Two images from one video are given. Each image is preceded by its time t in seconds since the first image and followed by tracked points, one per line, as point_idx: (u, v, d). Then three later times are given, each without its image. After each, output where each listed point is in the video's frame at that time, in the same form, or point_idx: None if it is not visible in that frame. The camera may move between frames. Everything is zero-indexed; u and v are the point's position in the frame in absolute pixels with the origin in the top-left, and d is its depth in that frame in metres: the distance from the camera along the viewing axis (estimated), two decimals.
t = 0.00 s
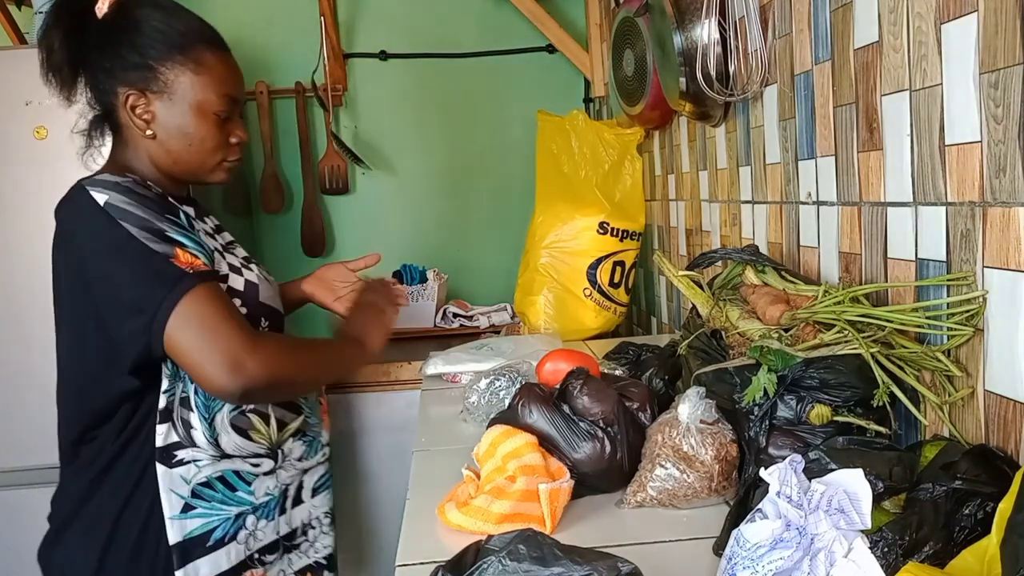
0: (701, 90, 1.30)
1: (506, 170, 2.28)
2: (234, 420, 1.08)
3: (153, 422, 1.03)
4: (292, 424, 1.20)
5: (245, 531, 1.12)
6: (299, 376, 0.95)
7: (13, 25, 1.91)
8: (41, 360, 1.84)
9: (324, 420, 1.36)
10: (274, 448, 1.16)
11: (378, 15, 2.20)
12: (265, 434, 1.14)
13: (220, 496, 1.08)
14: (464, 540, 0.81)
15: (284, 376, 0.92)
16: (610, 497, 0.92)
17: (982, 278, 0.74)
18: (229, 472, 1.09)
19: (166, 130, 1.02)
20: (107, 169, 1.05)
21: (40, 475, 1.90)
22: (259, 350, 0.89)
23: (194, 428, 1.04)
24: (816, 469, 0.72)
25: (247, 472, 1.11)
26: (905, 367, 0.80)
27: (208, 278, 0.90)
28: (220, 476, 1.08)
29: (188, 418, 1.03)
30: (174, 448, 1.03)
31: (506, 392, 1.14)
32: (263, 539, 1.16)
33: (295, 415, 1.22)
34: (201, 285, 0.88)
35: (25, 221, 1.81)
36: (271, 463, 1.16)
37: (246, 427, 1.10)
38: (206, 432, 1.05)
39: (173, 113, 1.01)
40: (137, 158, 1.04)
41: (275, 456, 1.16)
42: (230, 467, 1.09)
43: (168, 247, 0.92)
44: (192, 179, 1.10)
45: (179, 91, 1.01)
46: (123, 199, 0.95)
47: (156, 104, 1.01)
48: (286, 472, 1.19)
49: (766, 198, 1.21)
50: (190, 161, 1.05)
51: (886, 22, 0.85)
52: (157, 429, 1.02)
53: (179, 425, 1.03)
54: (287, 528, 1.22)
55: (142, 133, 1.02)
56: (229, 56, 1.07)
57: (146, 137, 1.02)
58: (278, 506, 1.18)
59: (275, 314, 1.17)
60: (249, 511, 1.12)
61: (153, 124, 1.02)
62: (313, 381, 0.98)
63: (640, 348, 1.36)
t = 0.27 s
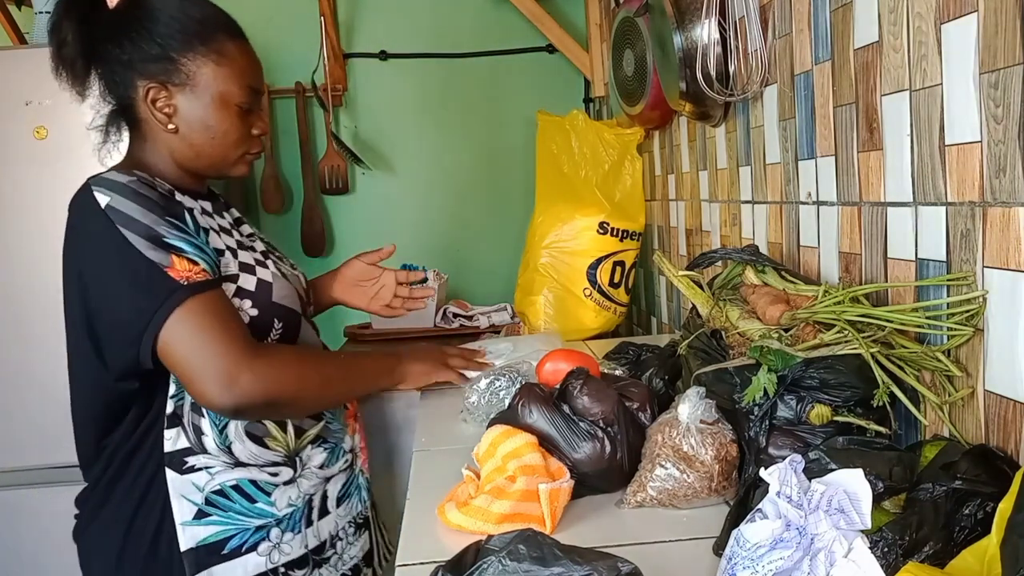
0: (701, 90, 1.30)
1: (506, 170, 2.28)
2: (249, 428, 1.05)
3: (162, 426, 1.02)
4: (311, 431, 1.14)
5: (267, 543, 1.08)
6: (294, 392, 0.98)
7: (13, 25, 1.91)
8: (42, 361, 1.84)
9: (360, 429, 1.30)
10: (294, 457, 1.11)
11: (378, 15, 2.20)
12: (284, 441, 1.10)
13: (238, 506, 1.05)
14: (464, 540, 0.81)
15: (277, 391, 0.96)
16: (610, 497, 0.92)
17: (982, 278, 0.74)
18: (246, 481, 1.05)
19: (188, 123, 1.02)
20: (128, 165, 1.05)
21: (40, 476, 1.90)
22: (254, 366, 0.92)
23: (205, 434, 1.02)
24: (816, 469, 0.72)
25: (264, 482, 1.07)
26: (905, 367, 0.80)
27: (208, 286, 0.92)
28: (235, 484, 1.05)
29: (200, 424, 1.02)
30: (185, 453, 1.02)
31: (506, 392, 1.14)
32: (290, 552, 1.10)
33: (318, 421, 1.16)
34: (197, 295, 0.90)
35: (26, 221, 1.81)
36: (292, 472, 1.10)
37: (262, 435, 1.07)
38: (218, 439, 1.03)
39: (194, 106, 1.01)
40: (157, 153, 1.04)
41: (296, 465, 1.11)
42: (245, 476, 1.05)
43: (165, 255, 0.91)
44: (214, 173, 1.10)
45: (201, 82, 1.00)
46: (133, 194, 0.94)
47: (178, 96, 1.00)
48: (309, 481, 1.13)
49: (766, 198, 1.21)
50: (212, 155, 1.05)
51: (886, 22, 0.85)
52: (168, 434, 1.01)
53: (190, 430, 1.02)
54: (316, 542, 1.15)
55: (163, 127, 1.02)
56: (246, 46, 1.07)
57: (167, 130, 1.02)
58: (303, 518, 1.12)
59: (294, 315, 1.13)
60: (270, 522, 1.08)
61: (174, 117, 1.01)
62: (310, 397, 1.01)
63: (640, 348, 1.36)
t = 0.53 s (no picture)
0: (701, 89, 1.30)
1: (506, 170, 2.28)
2: (269, 427, 1.02)
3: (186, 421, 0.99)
4: (333, 431, 1.10)
5: (285, 543, 1.05)
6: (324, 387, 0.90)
7: (13, 25, 1.91)
8: (42, 361, 1.85)
9: (389, 429, 1.25)
10: (314, 458, 1.07)
11: (378, 15, 2.20)
12: (305, 442, 1.06)
13: (257, 504, 1.02)
14: (465, 540, 0.81)
15: (302, 387, 0.89)
16: (610, 497, 0.92)
17: (982, 278, 0.74)
18: (265, 480, 1.02)
19: (228, 123, 0.98)
20: (163, 168, 1.01)
21: (40, 476, 1.90)
22: (263, 364, 0.86)
23: (226, 431, 0.99)
24: (816, 469, 0.72)
25: (283, 481, 1.03)
26: (905, 367, 0.80)
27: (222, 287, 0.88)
28: (254, 482, 1.01)
29: (221, 421, 0.99)
30: (207, 449, 0.99)
31: (506, 392, 1.14)
32: (308, 552, 1.07)
33: (341, 420, 1.12)
34: (205, 295, 0.87)
35: (26, 221, 1.81)
36: (311, 473, 1.06)
37: (283, 435, 1.03)
38: (239, 436, 1.00)
39: (234, 106, 0.98)
40: (195, 155, 1.00)
41: (316, 466, 1.07)
42: (265, 474, 1.02)
43: (182, 256, 0.88)
44: (249, 172, 1.07)
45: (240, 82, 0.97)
46: (155, 191, 0.92)
47: (218, 97, 0.97)
48: (330, 482, 1.09)
49: (766, 198, 1.21)
50: (251, 154, 1.02)
51: (886, 22, 0.85)
52: (191, 430, 0.99)
53: (213, 426, 0.99)
54: (334, 544, 1.11)
55: (202, 127, 0.98)
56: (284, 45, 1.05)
57: (205, 130, 0.99)
58: (322, 519, 1.08)
59: (321, 313, 1.08)
60: (288, 523, 1.04)
61: (213, 118, 0.98)
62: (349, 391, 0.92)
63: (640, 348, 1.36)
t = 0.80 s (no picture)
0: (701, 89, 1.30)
1: (506, 169, 2.28)
2: (288, 411, 1.04)
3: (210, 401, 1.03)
4: (352, 422, 1.10)
5: (300, 520, 1.07)
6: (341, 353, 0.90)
7: (13, 24, 1.91)
8: (42, 361, 1.85)
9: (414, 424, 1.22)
10: (333, 445, 1.08)
11: (378, 15, 2.20)
12: (324, 429, 1.07)
13: (275, 481, 1.05)
14: (465, 540, 0.81)
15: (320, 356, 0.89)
16: (610, 497, 0.92)
17: (982, 278, 0.74)
18: (282, 461, 1.05)
19: (265, 121, 1.02)
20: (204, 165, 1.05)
21: (40, 475, 1.90)
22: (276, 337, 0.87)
23: (247, 412, 1.02)
24: (816, 469, 0.72)
25: (300, 463, 1.06)
26: (905, 367, 0.80)
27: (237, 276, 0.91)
28: (273, 462, 1.04)
29: (243, 402, 1.02)
30: (229, 428, 1.03)
31: (506, 392, 1.14)
32: (323, 532, 1.09)
33: (361, 411, 1.12)
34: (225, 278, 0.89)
35: (27, 221, 1.81)
36: (329, 458, 1.08)
37: (301, 420, 1.05)
38: (259, 418, 1.03)
39: (270, 104, 1.02)
40: (234, 151, 1.04)
41: (334, 453, 1.08)
42: (282, 456, 1.05)
43: (207, 245, 0.91)
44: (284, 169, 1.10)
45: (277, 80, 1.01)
46: (187, 182, 0.95)
47: (256, 95, 1.01)
48: (348, 469, 1.10)
49: (766, 198, 1.21)
50: (286, 150, 1.05)
51: (886, 22, 0.85)
52: (214, 409, 1.02)
53: (236, 407, 1.02)
54: (351, 529, 1.11)
55: (240, 125, 1.02)
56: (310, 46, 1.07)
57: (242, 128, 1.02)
58: (339, 503, 1.10)
59: (343, 303, 1.09)
60: (303, 501, 1.07)
61: (251, 115, 1.02)
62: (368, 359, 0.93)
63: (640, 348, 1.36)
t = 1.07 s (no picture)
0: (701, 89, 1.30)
1: (506, 169, 2.28)
2: (284, 408, 1.09)
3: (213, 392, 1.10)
4: (348, 423, 1.14)
5: (288, 515, 1.11)
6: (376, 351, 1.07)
7: (13, 24, 1.91)
8: (42, 362, 1.85)
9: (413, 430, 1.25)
10: (325, 444, 1.13)
11: (378, 15, 2.20)
12: (316, 428, 1.11)
13: (266, 474, 1.10)
14: (465, 540, 0.81)
15: (353, 350, 1.04)
16: (610, 497, 0.92)
17: (982, 278, 0.74)
18: (275, 455, 1.10)
19: (279, 123, 1.10)
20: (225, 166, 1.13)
21: (39, 476, 1.90)
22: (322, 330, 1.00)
23: (244, 405, 1.08)
24: (816, 469, 0.72)
25: (292, 459, 1.10)
26: (905, 367, 0.80)
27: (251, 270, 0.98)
28: (266, 455, 1.09)
29: (241, 396, 1.08)
30: (226, 420, 1.08)
31: (506, 392, 1.14)
32: (309, 528, 1.13)
33: (360, 412, 1.16)
34: (269, 267, 0.99)
35: (27, 221, 1.81)
36: (321, 456, 1.12)
37: (295, 417, 1.10)
38: (255, 412, 1.09)
39: (285, 106, 1.09)
40: (254, 154, 1.12)
41: (326, 452, 1.13)
42: (275, 450, 1.10)
43: (240, 235, 1.00)
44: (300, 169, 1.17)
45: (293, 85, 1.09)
46: (211, 179, 1.03)
47: (272, 99, 1.09)
48: (339, 469, 1.14)
49: (766, 198, 1.21)
50: (302, 153, 1.13)
51: (887, 21, 0.85)
52: (215, 401, 1.09)
53: (234, 400, 1.08)
54: (337, 527, 1.15)
55: (257, 126, 1.10)
56: (317, 51, 1.11)
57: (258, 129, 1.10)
58: (328, 501, 1.13)
59: (352, 304, 1.14)
60: (293, 496, 1.11)
61: (267, 118, 1.10)
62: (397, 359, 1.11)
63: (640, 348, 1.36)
